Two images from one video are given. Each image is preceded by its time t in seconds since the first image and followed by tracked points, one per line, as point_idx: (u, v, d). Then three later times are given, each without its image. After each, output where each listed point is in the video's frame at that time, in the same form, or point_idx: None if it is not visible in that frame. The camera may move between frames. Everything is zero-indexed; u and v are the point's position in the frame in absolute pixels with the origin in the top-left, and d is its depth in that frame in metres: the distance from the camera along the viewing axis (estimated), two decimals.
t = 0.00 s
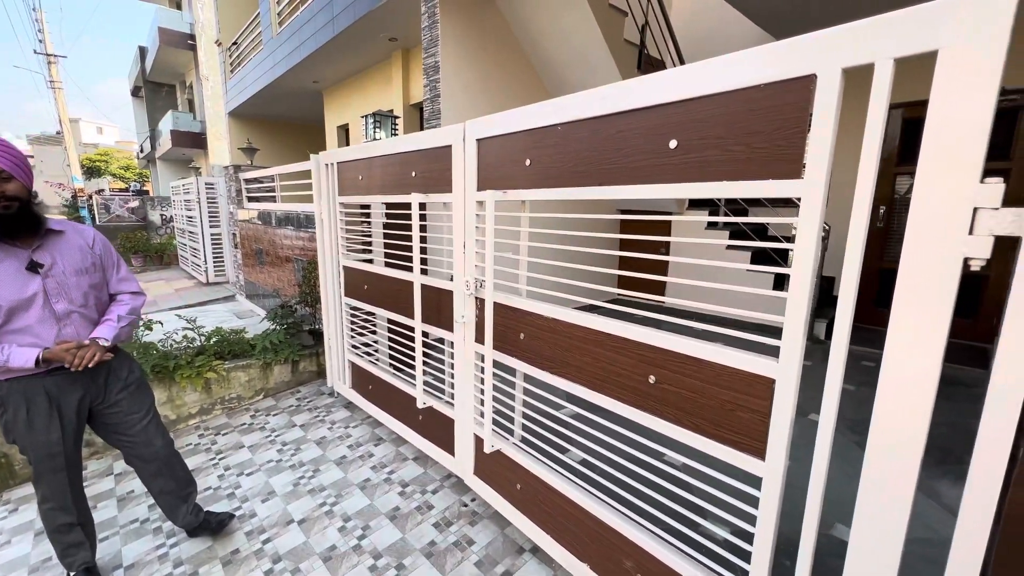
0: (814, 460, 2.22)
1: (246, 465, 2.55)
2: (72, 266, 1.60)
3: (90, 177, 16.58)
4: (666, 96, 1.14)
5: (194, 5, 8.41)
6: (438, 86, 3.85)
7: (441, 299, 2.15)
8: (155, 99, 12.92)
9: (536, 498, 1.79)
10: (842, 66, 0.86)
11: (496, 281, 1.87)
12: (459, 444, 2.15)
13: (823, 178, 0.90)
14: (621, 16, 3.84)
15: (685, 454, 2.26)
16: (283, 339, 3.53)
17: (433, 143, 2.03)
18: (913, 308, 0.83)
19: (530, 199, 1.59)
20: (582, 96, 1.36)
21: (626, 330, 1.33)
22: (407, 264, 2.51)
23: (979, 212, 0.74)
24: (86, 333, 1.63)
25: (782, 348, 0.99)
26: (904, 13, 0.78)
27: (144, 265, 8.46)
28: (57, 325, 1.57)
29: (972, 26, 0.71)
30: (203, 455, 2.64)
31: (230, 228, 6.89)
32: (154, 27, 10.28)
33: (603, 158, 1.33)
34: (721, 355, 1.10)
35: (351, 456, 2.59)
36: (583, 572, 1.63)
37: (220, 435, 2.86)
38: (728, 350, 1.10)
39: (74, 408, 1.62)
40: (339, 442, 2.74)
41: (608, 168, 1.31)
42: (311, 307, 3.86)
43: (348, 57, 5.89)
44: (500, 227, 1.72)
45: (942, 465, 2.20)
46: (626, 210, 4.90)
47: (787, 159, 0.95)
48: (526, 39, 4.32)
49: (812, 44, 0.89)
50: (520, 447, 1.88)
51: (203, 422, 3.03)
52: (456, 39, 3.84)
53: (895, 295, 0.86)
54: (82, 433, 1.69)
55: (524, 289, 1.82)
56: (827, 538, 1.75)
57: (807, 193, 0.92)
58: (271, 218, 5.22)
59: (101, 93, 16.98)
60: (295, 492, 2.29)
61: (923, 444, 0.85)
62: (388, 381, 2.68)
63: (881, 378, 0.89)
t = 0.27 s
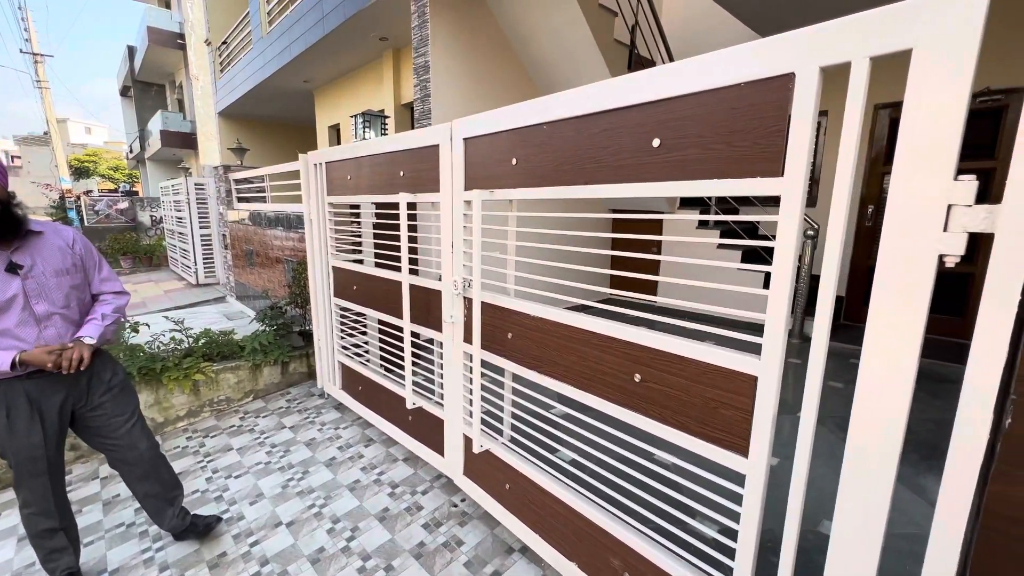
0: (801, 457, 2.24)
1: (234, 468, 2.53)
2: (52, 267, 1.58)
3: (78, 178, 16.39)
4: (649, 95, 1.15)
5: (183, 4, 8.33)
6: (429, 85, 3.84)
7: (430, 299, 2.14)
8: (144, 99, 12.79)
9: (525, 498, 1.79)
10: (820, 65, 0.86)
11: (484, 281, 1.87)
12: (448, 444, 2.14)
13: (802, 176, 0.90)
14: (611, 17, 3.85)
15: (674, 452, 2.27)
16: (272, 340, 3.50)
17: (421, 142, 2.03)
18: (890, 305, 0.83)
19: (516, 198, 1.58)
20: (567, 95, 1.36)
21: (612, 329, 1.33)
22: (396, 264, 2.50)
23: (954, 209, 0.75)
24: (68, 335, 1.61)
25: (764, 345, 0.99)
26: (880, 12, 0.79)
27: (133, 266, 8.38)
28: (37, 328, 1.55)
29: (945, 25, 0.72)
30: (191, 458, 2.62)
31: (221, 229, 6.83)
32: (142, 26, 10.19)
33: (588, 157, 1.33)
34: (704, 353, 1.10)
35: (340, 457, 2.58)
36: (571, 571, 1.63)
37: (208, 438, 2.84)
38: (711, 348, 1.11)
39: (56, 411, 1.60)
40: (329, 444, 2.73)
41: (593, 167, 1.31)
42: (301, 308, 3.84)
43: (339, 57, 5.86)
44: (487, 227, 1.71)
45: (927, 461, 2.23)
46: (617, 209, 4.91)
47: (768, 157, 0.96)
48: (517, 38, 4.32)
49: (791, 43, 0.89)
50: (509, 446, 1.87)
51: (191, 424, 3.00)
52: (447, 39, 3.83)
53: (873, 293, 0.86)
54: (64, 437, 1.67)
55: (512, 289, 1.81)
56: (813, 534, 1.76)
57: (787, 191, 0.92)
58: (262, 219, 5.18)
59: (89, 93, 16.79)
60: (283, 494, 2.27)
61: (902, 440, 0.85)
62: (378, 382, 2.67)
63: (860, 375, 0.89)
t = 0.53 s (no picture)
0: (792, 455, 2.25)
1: (225, 471, 2.50)
2: (34, 267, 1.56)
3: (65, 179, 16.17)
4: (639, 95, 1.15)
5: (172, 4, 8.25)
6: (420, 86, 3.82)
7: (422, 300, 2.14)
8: (133, 99, 12.64)
9: (518, 498, 1.79)
10: (806, 65, 0.87)
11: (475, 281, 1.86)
12: (441, 445, 2.13)
13: (789, 175, 0.91)
14: (602, 17, 3.86)
15: (667, 451, 2.28)
16: (263, 342, 3.47)
17: (412, 142, 2.02)
18: (876, 302, 0.84)
19: (507, 197, 1.58)
20: (557, 95, 1.36)
21: (603, 329, 1.33)
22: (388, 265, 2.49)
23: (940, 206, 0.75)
24: (53, 336, 1.59)
25: (753, 344, 1.00)
26: (865, 11, 0.79)
27: (122, 269, 8.28)
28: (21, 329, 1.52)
29: (928, 25, 0.73)
30: (180, 462, 2.59)
31: (211, 230, 6.77)
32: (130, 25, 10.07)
33: (579, 156, 1.32)
34: (694, 351, 1.11)
35: (332, 459, 2.56)
36: (565, 572, 1.63)
37: (198, 441, 2.81)
38: (701, 346, 1.11)
39: (39, 416, 1.57)
40: (321, 446, 2.71)
41: (583, 167, 1.31)
42: (292, 310, 3.82)
43: (330, 57, 5.83)
44: (478, 227, 1.71)
45: (916, 457, 2.25)
46: (609, 209, 4.92)
47: (757, 157, 0.96)
48: (508, 38, 4.32)
49: (777, 43, 0.90)
50: (501, 447, 1.87)
51: (181, 428, 2.97)
52: (438, 39, 3.82)
53: (859, 291, 0.87)
54: (49, 442, 1.64)
55: (504, 290, 1.81)
56: (804, 531, 1.77)
57: (775, 190, 0.93)
58: (252, 220, 5.14)
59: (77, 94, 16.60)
60: (275, 498, 2.25)
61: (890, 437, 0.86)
62: (370, 384, 2.65)
63: (847, 372, 0.90)
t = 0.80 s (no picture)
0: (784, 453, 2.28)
1: (216, 475, 2.47)
2: (21, 268, 1.55)
3: (52, 180, 15.92)
4: (631, 96, 1.15)
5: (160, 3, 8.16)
6: (412, 86, 3.81)
7: (415, 301, 2.13)
8: (121, 100, 12.49)
9: (512, 499, 1.79)
10: (795, 66, 0.88)
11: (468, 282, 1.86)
12: (435, 447, 2.13)
13: (779, 175, 0.91)
14: (594, 18, 3.87)
15: (660, 450, 2.29)
16: (254, 345, 3.45)
17: (404, 143, 2.01)
18: (866, 301, 0.85)
19: (500, 198, 1.58)
20: (549, 96, 1.36)
21: (597, 329, 1.34)
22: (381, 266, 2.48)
23: (927, 207, 0.76)
24: (41, 340, 1.57)
25: (745, 343, 1.00)
26: (854, 13, 0.80)
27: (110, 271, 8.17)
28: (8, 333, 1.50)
29: (915, 26, 0.74)
30: (171, 466, 2.56)
31: (201, 232, 6.71)
32: (118, 24, 9.95)
33: (571, 157, 1.33)
34: (687, 351, 1.11)
35: (325, 462, 2.54)
36: (559, 572, 1.63)
37: (189, 445, 2.78)
38: (694, 346, 1.11)
39: (27, 422, 1.54)
40: (314, 449, 2.69)
41: (575, 167, 1.32)
42: (284, 312, 3.79)
43: (321, 57, 5.80)
44: (471, 228, 1.71)
45: (906, 453, 2.28)
46: (602, 210, 4.94)
47: (747, 157, 0.97)
48: (500, 39, 4.32)
49: (767, 45, 0.91)
50: (496, 448, 1.87)
51: (171, 432, 2.93)
52: (430, 40, 3.81)
53: (849, 291, 0.87)
54: (37, 449, 1.61)
55: (497, 290, 1.81)
56: (796, 529, 1.79)
57: (766, 191, 0.93)
58: (243, 222, 5.10)
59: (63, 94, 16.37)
60: (267, 502, 2.23)
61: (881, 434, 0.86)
62: (364, 386, 2.64)
63: (838, 371, 0.91)
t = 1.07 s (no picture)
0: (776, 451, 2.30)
1: (207, 479, 2.45)
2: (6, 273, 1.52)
3: (37, 181, 15.67)
4: (621, 96, 1.16)
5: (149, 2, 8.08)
6: (404, 86, 3.80)
7: (408, 302, 2.12)
8: (109, 100, 12.34)
9: (505, 499, 1.79)
10: (782, 67, 0.89)
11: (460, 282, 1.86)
12: (428, 448, 2.13)
13: (766, 174, 0.92)
14: (585, 18, 3.88)
15: (653, 449, 2.30)
16: (246, 347, 3.42)
17: (395, 143, 2.01)
18: (853, 299, 0.85)
19: (491, 198, 1.58)
20: (540, 96, 1.36)
21: (588, 329, 1.34)
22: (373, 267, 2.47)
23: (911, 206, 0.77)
24: (26, 345, 1.54)
25: (735, 342, 1.01)
26: (839, 14, 0.81)
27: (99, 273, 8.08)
28: None
29: (899, 27, 0.74)
30: (161, 470, 2.53)
31: (191, 234, 6.65)
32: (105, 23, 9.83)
33: (562, 157, 1.33)
34: (678, 350, 1.12)
35: (318, 464, 2.53)
36: (552, 572, 1.63)
37: (180, 449, 2.75)
38: (684, 345, 1.12)
39: (13, 428, 1.52)
40: (306, 451, 2.67)
41: (566, 167, 1.32)
42: (275, 313, 3.76)
43: (312, 57, 5.77)
44: (463, 228, 1.71)
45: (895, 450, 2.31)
46: (595, 210, 4.95)
47: (735, 157, 0.97)
48: (492, 39, 4.31)
49: (754, 46, 0.91)
50: (488, 448, 1.87)
51: (161, 436, 2.90)
52: (421, 40, 3.80)
53: (836, 289, 0.88)
54: (23, 454, 1.59)
55: (489, 290, 1.81)
56: (787, 525, 1.80)
57: (754, 190, 0.94)
58: (234, 223, 5.06)
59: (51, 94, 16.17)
60: (259, 505, 2.22)
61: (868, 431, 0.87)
62: (356, 387, 2.63)
63: (825, 368, 0.91)
